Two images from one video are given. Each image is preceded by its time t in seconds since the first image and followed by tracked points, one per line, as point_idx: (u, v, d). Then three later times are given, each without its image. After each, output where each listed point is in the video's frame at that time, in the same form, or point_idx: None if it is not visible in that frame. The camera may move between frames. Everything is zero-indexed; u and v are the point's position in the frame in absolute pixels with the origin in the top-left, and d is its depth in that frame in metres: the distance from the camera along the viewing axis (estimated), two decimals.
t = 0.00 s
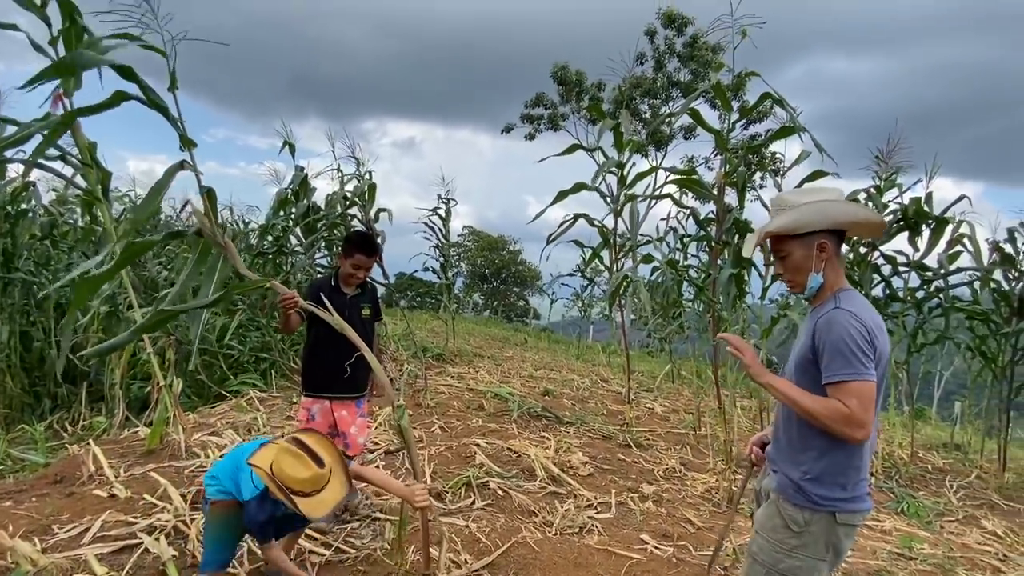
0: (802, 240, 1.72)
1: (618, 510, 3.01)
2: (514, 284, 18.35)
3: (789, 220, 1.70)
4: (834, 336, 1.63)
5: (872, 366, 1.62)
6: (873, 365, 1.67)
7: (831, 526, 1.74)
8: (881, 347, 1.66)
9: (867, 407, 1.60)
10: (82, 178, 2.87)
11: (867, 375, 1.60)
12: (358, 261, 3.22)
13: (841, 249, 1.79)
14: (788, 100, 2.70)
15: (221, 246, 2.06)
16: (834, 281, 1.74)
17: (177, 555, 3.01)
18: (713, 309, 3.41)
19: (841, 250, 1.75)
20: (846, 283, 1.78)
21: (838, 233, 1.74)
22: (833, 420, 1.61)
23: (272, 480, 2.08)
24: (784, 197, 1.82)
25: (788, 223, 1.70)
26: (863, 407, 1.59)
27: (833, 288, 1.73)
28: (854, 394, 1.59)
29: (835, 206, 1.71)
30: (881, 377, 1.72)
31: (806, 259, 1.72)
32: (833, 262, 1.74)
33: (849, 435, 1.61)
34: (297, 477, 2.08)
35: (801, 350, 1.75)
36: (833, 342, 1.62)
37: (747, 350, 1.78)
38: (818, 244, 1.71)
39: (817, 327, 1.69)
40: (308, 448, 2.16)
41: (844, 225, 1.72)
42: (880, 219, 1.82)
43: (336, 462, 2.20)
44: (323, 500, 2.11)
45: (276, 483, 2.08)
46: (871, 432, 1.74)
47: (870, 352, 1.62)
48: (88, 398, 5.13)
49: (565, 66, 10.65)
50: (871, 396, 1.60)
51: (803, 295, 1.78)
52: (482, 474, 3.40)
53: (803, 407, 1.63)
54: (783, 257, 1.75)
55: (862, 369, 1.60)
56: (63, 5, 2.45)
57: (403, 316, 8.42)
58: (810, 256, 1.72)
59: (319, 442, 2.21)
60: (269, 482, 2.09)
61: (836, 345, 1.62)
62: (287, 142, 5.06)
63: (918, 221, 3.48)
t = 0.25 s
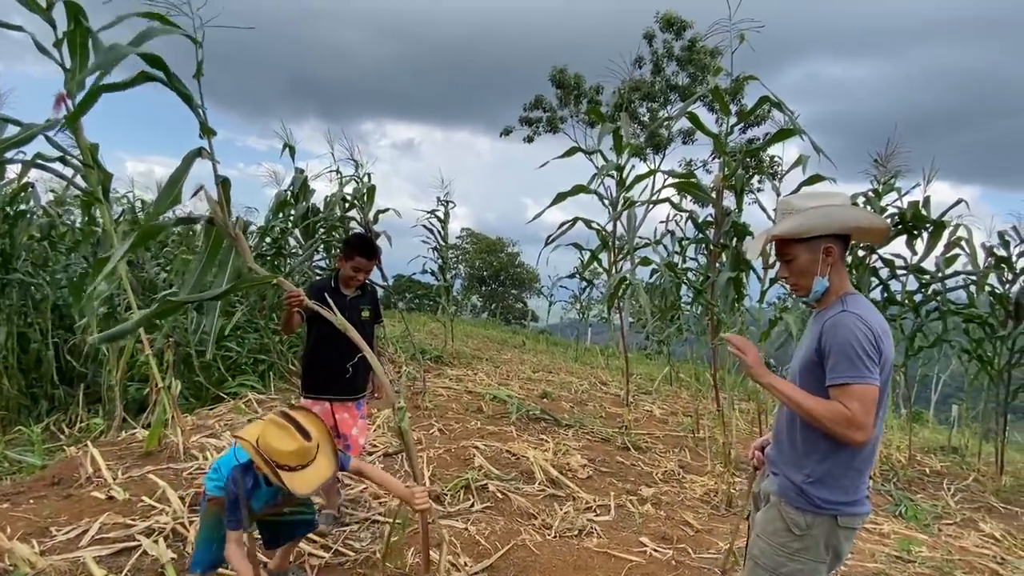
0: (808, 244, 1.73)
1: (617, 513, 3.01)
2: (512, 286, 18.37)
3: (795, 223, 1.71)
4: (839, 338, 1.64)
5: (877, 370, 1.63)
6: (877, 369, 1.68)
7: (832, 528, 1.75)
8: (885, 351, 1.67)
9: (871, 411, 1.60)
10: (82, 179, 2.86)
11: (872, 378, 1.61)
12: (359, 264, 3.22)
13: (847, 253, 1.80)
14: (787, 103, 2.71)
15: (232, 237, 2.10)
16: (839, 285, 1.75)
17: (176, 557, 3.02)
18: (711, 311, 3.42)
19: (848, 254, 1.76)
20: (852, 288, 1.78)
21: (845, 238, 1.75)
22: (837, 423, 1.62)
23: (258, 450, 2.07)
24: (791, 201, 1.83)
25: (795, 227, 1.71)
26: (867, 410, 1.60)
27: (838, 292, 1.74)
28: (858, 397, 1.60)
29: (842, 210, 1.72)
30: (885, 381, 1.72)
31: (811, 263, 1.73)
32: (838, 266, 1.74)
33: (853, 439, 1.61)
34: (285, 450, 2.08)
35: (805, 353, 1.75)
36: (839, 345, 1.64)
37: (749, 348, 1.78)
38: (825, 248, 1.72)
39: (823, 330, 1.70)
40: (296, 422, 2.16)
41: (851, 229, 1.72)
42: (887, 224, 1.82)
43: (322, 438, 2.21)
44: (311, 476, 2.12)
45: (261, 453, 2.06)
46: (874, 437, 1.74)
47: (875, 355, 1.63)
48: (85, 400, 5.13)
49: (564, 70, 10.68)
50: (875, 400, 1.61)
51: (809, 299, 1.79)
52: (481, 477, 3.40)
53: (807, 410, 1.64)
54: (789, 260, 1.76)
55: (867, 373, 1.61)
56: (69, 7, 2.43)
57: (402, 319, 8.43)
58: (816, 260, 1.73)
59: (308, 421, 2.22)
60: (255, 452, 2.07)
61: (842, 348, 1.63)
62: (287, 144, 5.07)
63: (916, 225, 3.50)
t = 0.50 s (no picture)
0: (805, 245, 1.73)
1: (619, 513, 3.00)
2: (514, 286, 18.38)
3: (793, 225, 1.71)
4: (846, 338, 1.64)
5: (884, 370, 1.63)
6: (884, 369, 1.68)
7: (838, 530, 1.75)
8: (891, 351, 1.68)
9: (879, 411, 1.60)
10: (85, 178, 2.86)
11: (880, 379, 1.61)
12: (363, 266, 3.23)
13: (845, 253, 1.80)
14: (791, 103, 2.71)
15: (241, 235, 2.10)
16: (838, 286, 1.75)
17: (180, 557, 3.02)
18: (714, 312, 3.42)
19: (845, 254, 1.76)
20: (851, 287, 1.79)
21: (843, 238, 1.75)
22: (846, 423, 1.61)
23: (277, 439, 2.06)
24: (788, 202, 1.84)
25: (792, 228, 1.71)
26: (876, 410, 1.60)
27: (837, 293, 1.74)
28: (867, 397, 1.60)
29: (839, 211, 1.72)
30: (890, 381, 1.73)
31: (809, 264, 1.74)
32: (837, 267, 1.75)
33: (862, 440, 1.61)
34: (301, 439, 2.06)
35: (811, 354, 1.75)
36: (846, 345, 1.64)
37: (755, 353, 1.75)
38: (822, 248, 1.72)
39: (829, 330, 1.70)
40: (311, 408, 2.13)
41: (848, 229, 1.73)
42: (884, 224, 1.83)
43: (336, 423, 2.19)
44: (324, 463, 2.11)
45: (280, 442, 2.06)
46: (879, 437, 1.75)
47: (881, 355, 1.63)
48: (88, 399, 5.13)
49: (565, 69, 10.68)
50: (883, 400, 1.61)
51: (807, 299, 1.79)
52: (483, 477, 3.41)
53: (815, 413, 1.64)
54: (787, 262, 1.77)
55: (874, 373, 1.61)
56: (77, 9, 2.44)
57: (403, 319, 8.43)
58: (814, 261, 1.73)
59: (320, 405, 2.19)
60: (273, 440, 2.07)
61: (849, 349, 1.63)
62: (289, 143, 5.06)
63: (919, 225, 3.49)
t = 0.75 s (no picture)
0: (804, 241, 1.72)
1: (624, 511, 2.99)
2: (519, 284, 18.38)
3: (792, 221, 1.70)
4: (844, 335, 1.63)
5: (882, 366, 1.61)
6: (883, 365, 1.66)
7: (845, 528, 1.73)
8: (891, 346, 1.66)
9: (878, 408, 1.59)
10: (96, 176, 2.88)
11: (878, 375, 1.59)
12: (371, 264, 3.22)
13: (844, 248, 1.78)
14: (799, 99, 2.68)
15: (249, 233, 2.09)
16: (838, 281, 1.73)
17: (189, 551, 3.03)
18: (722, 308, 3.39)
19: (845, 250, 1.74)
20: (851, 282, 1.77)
21: (841, 233, 1.73)
22: (844, 421, 1.60)
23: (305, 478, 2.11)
24: (787, 198, 1.82)
25: (791, 224, 1.69)
26: (875, 407, 1.58)
27: (837, 288, 1.73)
28: (865, 394, 1.58)
29: (838, 206, 1.70)
30: (892, 376, 1.71)
31: (809, 260, 1.72)
32: (836, 262, 1.73)
33: (862, 437, 1.60)
34: (324, 475, 2.11)
35: (810, 351, 1.74)
36: (843, 341, 1.62)
37: (753, 350, 1.73)
38: (821, 244, 1.71)
39: (826, 328, 1.68)
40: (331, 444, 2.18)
41: (848, 224, 1.71)
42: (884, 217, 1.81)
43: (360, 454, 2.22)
44: (354, 493, 2.13)
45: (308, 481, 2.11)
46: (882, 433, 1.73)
47: (880, 351, 1.61)
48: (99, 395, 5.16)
49: (571, 66, 10.65)
50: (882, 396, 1.59)
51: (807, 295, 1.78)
52: (489, 473, 3.41)
53: (815, 411, 1.62)
54: (787, 258, 1.75)
55: (872, 370, 1.59)
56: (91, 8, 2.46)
57: (409, 316, 8.43)
58: (814, 257, 1.72)
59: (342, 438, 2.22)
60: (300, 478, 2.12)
61: (847, 345, 1.61)
62: (295, 140, 5.07)
63: (929, 222, 3.47)
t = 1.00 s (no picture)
0: (807, 234, 1.70)
1: (632, 505, 2.97)
2: (528, 279, 18.38)
3: (793, 214, 1.68)
4: (844, 329, 1.61)
5: (883, 360, 1.59)
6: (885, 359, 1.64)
7: (851, 524, 1.71)
8: (893, 340, 1.63)
9: (877, 403, 1.57)
10: (108, 173, 2.89)
11: (877, 370, 1.57)
12: (380, 259, 3.22)
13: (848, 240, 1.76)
14: (810, 91, 2.65)
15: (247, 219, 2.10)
16: (840, 274, 1.71)
17: (201, 542, 3.05)
18: (731, 303, 3.37)
19: (848, 242, 1.72)
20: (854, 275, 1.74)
21: (844, 225, 1.71)
22: (843, 416, 1.59)
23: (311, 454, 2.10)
24: (788, 191, 1.80)
25: (793, 217, 1.67)
26: (874, 402, 1.56)
27: (840, 281, 1.71)
28: (864, 389, 1.56)
29: (840, 197, 1.68)
30: (895, 370, 1.68)
31: (812, 254, 1.70)
32: (838, 255, 1.71)
33: (862, 431, 1.58)
34: (327, 450, 2.10)
35: (811, 346, 1.72)
36: (842, 335, 1.60)
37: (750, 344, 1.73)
38: (824, 237, 1.69)
39: (827, 322, 1.67)
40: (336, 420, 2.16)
41: (850, 216, 1.69)
42: (888, 207, 1.78)
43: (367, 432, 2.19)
44: (351, 471, 2.10)
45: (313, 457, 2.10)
46: (886, 427, 1.70)
47: (880, 345, 1.59)
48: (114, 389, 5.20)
49: (579, 60, 10.61)
50: (882, 391, 1.57)
51: (810, 290, 1.76)
52: (496, 468, 3.41)
53: (812, 406, 1.61)
54: (789, 252, 1.73)
55: (872, 364, 1.57)
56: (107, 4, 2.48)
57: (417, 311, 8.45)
58: (816, 250, 1.70)
59: (349, 415, 2.21)
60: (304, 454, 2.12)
61: (846, 339, 1.59)
62: (303, 135, 5.08)
63: (944, 215, 3.43)
